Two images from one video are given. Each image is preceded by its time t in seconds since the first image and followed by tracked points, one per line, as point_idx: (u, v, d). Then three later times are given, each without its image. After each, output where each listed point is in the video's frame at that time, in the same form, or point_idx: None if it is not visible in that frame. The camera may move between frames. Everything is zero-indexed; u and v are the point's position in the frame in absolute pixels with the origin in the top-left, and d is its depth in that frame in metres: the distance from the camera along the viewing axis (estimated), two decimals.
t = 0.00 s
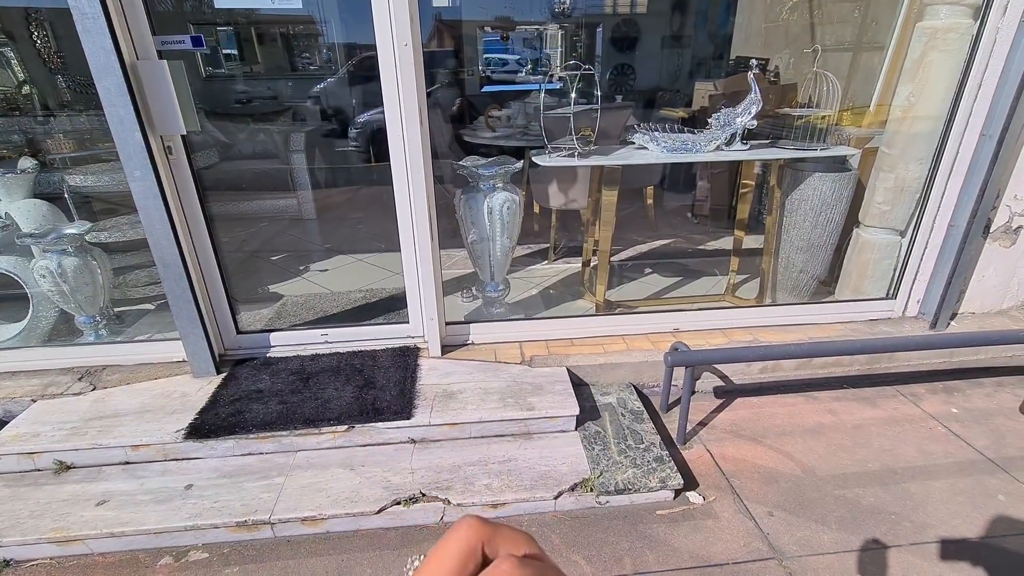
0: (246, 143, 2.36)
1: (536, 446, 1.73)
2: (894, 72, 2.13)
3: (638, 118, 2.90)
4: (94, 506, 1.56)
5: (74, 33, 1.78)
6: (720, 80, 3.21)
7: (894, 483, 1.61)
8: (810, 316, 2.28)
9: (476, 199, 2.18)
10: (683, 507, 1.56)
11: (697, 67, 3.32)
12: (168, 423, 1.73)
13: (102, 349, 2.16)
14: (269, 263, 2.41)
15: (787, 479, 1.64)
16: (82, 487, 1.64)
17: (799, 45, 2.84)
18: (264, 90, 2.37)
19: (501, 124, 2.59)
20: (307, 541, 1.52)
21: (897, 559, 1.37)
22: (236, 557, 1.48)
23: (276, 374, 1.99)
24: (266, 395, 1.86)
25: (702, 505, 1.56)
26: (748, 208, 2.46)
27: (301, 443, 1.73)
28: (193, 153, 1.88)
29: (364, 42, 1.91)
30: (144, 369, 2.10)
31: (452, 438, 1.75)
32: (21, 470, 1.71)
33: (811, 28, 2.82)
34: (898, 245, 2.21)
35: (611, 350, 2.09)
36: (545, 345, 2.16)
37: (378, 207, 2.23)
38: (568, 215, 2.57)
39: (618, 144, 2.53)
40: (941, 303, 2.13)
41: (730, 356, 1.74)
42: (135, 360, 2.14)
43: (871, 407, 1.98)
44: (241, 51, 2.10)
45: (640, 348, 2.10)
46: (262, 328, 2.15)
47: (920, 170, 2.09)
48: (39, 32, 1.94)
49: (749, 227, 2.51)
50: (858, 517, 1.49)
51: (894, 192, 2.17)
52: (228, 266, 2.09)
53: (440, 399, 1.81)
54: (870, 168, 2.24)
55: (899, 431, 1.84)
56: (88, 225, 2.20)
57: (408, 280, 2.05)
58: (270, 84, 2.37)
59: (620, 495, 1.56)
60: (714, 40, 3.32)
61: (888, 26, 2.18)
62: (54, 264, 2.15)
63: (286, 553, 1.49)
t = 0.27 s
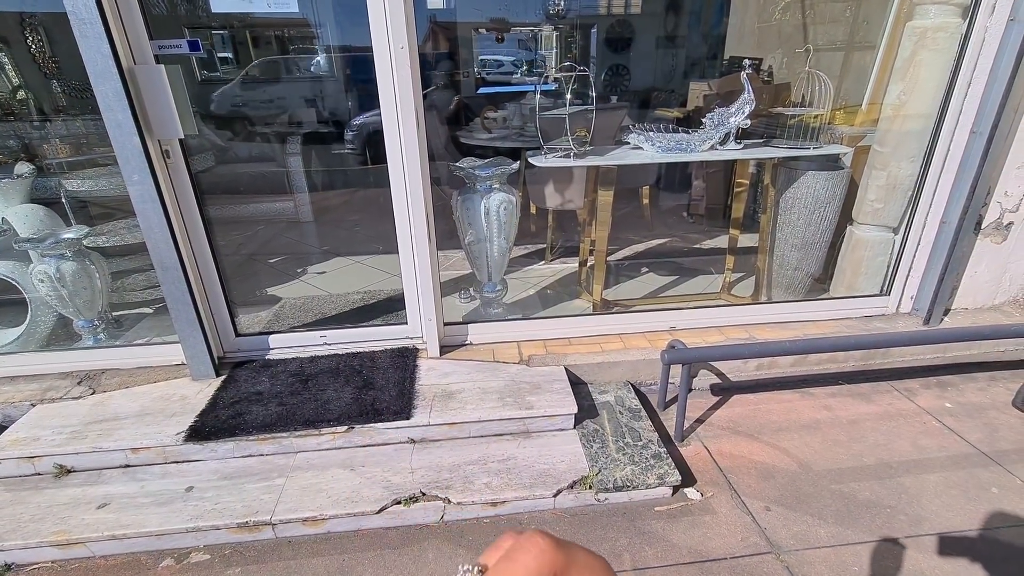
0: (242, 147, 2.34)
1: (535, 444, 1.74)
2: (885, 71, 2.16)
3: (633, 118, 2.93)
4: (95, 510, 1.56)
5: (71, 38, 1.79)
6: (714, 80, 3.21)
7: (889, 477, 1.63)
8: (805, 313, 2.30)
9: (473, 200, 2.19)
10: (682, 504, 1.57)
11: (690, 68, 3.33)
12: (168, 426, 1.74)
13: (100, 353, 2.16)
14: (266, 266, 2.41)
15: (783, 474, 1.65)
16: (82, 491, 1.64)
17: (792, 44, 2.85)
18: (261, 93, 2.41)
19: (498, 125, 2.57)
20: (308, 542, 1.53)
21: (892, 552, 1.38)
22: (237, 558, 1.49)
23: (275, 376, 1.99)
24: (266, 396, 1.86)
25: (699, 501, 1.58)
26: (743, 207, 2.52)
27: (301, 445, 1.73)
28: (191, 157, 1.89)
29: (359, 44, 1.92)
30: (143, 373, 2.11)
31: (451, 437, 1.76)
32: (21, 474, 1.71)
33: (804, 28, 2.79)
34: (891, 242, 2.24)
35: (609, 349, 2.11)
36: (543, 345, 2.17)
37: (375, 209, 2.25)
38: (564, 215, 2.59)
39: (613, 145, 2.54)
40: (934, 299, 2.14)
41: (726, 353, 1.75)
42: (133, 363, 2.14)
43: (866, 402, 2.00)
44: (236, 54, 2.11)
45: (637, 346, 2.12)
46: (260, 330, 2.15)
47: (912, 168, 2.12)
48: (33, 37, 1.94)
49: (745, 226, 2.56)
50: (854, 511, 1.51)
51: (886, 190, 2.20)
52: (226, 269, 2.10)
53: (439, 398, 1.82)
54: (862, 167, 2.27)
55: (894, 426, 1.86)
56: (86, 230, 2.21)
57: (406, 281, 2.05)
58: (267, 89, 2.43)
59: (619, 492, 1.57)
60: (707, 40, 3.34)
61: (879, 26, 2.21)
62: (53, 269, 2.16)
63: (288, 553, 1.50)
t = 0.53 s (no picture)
0: (241, 149, 2.37)
1: (536, 442, 1.75)
2: (882, 70, 2.18)
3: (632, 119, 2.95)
4: (98, 510, 1.57)
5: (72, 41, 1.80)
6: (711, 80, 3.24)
7: (887, 473, 1.64)
8: (804, 311, 2.31)
9: (472, 200, 2.20)
10: (682, 500, 1.58)
11: (688, 68, 3.35)
12: (170, 427, 1.75)
13: (101, 355, 2.16)
14: (267, 267, 2.42)
15: (783, 470, 1.67)
16: (85, 492, 1.65)
17: (789, 44, 2.88)
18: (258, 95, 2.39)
19: (497, 125, 2.57)
20: (311, 541, 1.53)
21: (890, 547, 1.40)
22: (240, 557, 1.49)
23: (276, 376, 2.00)
24: (267, 397, 1.87)
25: (700, 498, 1.59)
26: (740, 206, 2.52)
27: (303, 444, 1.74)
28: (192, 158, 1.90)
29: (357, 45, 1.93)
30: (144, 374, 2.11)
31: (452, 436, 1.77)
32: (24, 476, 1.72)
33: (800, 28, 2.83)
34: (888, 240, 2.25)
35: (609, 348, 2.12)
36: (543, 344, 2.18)
37: (375, 210, 2.25)
38: (563, 215, 2.60)
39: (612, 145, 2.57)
40: (931, 296, 2.15)
41: (725, 350, 1.76)
42: (135, 365, 2.15)
43: (864, 399, 2.02)
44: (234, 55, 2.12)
45: (637, 345, 2.13)
46: (261, 331, 2.16)
47: (908, 166, 2.13)
48: (31, 40, 1.96)
49: (742, 225, 2.57)
50: (853, 506, 1.52)
51: (883, 188, 2.21)
52: (227, 271, 2.11)
53: (440, 397, 1.83)
54: (859, 165, 2.28)
55: (892, 422, 1.87)
56: (86, 232, 2.21)
57: (406, 281, 2.06)
58: (264, 89, 2.39)
59: (619, 489, 1.58)
60: (704, 40, 3.36)
61: (875, 25, 2.23)
62: (54, 271, 2.17)
63: (290, 552, 1.50)
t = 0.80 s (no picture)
0: (245, 147, 2.37)
1: (539, 441, 1.76)
2: (887, 74, 2.18)
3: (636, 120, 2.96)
4: (103, 504, 1.58)
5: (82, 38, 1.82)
6: (716, 82, 3.26)
7: (889, 475, 1.65)
8: (806, 313, 2.31)
9: (477, 200, 2.21)
10: (684, 500, 1.59)
11: (693, 70, 3.37)
12: (175, 422, 1.76)
13: (106, 350, 2.17)
14: (271, 264, 2.43)
15: (785, 472, 1.67)
16: (90, 486, 1.66)
17: (794, 46, 2.86)
18: (264, 93, 2.38)
19: (501, 125, 2.61)
20: (314, 537, 1.54)
21: (891, 548, 1.40)
22: (244, 553, 1.50)
23: (280, 373, 2.01)
24: (272, 393, 1.88)
25: (702, 498, 1.59)
26: (744, 207, 2.54)
27: (307, 441, 1.75)
28: (198, 155, 1.91)
29: (360, 42, 1.94)
30: (149, 370, 2.12)
31: (455, 434, 1.78)
32: (29, 469, 1.73)
33: (805, 30, 2.82)
34: (891, 243, 2.26)
35: (612, 348, 2.12)
36: (546, 343, 2.19)
37: (379, 209, 2.26)
38: (567, 215, 2.60)
39: (617, 146, 2.56)
40: (934, 299, 2.16)
41: (728, 351, 1.76)
42: (140, 360, 2.16)
43: (866, 401, 2.02)
44: (238, 54, 2.12)
45: (640, 345, 2.13)
46: (265, 328, 2.17)
47: (912, 170, 2.14)
48: (38, 37, 1.97)
49: (746, 227, 2.59)
50: (855, 508, 1.53)
51: (886, 191, 2.22)
52: (232, 268, 2.11)
53: (443, 395, 1.83)
54: (863, 168, 2.28)
55: (893, 425, 1.87)
56: (93, 228, 2.21)
57: (410, 280, 2.07)
58: (268, 86, 2.38)
59: (622, 488, 1.59)
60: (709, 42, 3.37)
61: (880, 28, 2.23)
62: (61, 266, 2.18)
63: (294, 548, 1.51)
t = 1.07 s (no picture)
0: (254, 144, 2.34)
1: (544, 442, 1.76)
2: (898, 78, 2.17)
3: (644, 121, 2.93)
4: (111, 497, 1.59)
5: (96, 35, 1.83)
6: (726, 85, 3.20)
7: (896, 481, 1.64)
8: (814, 317, 2.30)
9: (485, 199, 2.21)
10: (689, 503, 1.59)
11: (702, 73, 3.37)
12: (182, 417, 1.77)
13: (115, 344, 2.19)
14: (279, 262, 2.44)
15: (791, 476, 1.66)
16: (98, 479, 1.67)
17: (805, 49, 2.86)
18: (271, 90, 2.38)
19: (510, 125, 2.58)
20: (319, 533, 1.55)
21: (898, 554, 1.39)
22: (250, 547, 1.51)
23: (287, 369, 2.02)
24: (278, 390, 1.89)
25: (707, 501, 1.59)
26: (752, 211, 2.54)
27: (313, 438, 1.76)
28: (209, 152, 1.92)
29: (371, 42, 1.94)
30: (158, 365, 2.14)
31: (461, 433, 1.78)
32: (39, 461, 1.75)
33: (816, 33, 2.80)
34: (901, 248, 2.24)
35: (618, 349, 2.12)
36: (552, 344, 2.19)
37: (387, 208, 2.27)
38: (574, 216, 2.61)
39: (625, 147, 2.55)
40: (944, 305, 2.15)
41: (735, 354, 1.76)
42: (148, 355, 2.18)
43: (874, 407, 2.01)
44: (247, 52, 2.09)
45: (646, 347, 2.13)
46: (272, 325, 2.18)
47: (923, 174, 2.12)
48: (50, 33, 1.99)
49: (754, 230, 2.58)
50: (862, 514, 1.52)
51: (897, 196, 2.20)
52: (241, 265, 2.13)
53: (449, 394, 1.84)
54: (874, 173, 2.27)
55: (902, 431, 1.86)
56: (103, 223, 2.24)
57: (417, 279, 2.08)
58: (278, 85, 2.40)
59: (627, 490, 1.59)
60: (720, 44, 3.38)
61: (892, 32, 2.22)
62: (72, 261, 2.19)
63: (299, 544, 1.52)
